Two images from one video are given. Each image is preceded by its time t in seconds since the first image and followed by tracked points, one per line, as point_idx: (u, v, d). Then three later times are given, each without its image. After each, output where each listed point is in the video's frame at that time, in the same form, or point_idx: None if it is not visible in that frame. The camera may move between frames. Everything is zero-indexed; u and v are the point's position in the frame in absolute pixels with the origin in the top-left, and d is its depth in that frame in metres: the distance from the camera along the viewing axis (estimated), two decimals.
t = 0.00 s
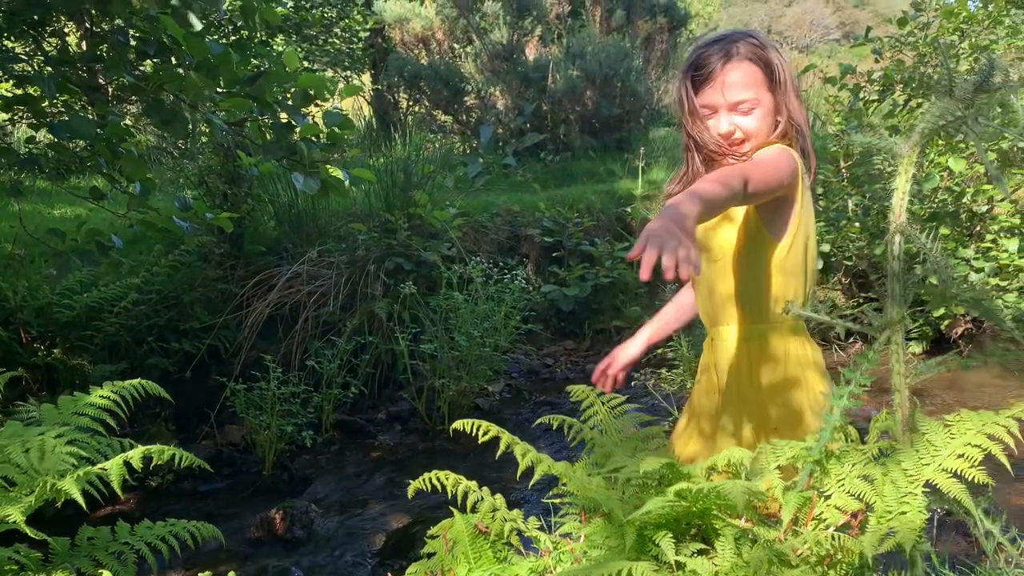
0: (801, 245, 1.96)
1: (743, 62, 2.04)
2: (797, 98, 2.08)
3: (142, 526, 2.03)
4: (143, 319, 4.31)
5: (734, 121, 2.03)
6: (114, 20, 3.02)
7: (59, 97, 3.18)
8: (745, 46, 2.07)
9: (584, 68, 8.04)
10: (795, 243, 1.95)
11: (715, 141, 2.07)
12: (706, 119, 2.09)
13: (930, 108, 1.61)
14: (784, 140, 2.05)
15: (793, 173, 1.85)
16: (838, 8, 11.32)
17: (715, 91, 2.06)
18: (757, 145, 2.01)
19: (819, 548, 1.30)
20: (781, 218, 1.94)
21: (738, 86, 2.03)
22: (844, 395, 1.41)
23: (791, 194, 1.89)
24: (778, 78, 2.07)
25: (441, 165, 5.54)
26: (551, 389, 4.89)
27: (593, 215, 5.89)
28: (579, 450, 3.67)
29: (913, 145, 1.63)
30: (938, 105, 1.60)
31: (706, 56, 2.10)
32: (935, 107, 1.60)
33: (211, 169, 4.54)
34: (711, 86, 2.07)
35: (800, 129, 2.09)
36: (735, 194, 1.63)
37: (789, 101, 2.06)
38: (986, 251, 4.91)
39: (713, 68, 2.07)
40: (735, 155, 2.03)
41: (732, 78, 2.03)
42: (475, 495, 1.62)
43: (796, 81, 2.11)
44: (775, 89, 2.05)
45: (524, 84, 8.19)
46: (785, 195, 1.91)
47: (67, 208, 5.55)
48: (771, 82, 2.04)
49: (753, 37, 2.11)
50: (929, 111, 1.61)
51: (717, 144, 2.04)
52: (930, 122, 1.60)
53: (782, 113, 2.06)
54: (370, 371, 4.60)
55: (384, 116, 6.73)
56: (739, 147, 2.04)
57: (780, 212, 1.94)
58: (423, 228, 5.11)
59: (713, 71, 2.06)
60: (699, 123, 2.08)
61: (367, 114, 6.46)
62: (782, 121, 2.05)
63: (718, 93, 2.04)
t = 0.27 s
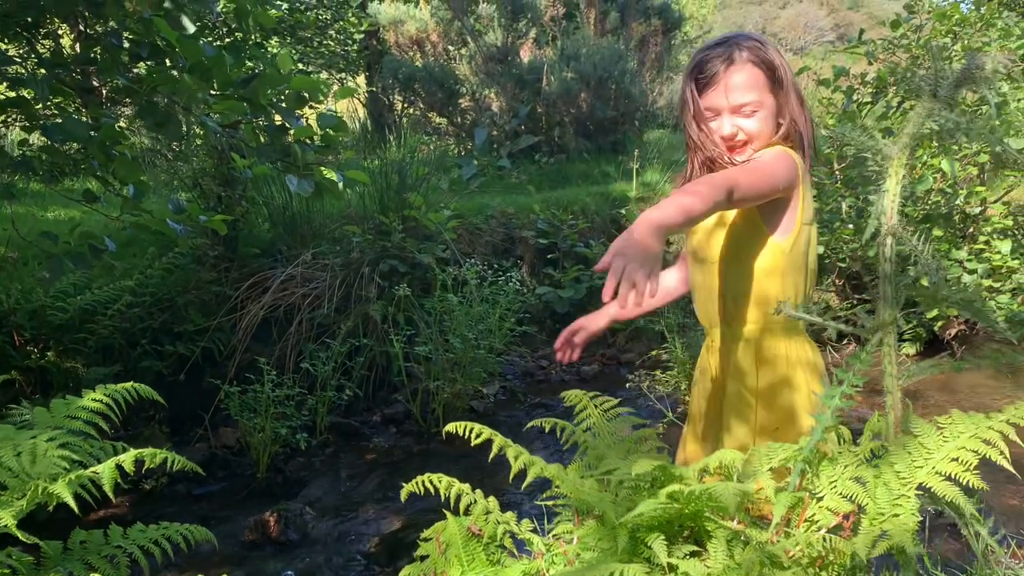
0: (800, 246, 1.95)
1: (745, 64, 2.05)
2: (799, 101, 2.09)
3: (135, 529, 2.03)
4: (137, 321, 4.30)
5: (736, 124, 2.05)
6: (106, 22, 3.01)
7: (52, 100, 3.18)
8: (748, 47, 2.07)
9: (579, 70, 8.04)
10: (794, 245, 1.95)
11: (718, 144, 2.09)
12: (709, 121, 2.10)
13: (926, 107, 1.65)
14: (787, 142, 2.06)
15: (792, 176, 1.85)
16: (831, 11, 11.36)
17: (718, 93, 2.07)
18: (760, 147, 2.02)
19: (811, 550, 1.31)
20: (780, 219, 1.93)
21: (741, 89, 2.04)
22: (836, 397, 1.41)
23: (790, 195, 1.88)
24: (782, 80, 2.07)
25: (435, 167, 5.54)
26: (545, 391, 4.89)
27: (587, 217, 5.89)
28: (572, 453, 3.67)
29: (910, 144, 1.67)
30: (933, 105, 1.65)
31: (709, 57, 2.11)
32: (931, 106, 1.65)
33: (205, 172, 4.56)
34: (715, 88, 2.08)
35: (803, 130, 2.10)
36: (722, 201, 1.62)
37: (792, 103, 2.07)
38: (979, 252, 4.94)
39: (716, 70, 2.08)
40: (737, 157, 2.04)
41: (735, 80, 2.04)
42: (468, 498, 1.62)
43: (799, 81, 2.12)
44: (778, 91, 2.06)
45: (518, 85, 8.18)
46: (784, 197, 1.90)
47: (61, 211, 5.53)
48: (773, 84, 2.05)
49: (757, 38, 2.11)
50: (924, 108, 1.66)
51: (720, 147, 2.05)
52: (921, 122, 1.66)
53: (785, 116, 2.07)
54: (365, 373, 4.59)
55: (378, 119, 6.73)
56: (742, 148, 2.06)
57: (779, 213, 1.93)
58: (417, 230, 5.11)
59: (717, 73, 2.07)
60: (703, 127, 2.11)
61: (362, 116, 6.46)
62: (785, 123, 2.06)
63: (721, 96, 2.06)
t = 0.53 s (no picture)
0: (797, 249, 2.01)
1: (746, 67, 2.07)
2: (798, 104, 2.12)
3: (128, 533, 2.02)
4: (131, 324, 4.29)
5: (736, 127, 2.07)
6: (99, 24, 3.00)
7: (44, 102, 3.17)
8: (748, 50, 2.10)
9: (573, 72, 8.04)
10: (791, 246, 2.00)
11: (719, 146, 2.12)
12: (710, 123, 2.13)
13: (909, 105, 1.69)
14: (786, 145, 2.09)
15: (787, 179, 1.90)
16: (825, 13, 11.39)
17: (719, 97, 2.10)
18: (759, 148, 2.04)
19: (802, 551, 1.30)
20: (777, 222, 1.99)
21: (741, 92, 2.07)
22: (828, 399, 1.42)
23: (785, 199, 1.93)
24: (781, 84, 2.10)
25: (430, 169, 5.54)
26: (540, 393, 4.89)
27: (581, 219, 5.89)
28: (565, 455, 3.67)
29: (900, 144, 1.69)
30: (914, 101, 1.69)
31: (710, 61, 2.14)
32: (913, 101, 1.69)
33: (199, 173, 4.55)
34: (716, 91, 2.11)
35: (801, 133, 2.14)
36: (705, 209, 1.71)
37: (791, 106, 2.10)
38: (972, 254, 4.95)
39: (717, 73, 2.11)
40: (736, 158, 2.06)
41: (735, 83, 2.07)
42: (461, 500, 1.61)
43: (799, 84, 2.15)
44: (777, 94, 2.09)
45: (512, 88, 8.18)
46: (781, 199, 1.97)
47: (54, 213, 5.52)
48: (773, 87, 2.08)
49: (757, 41, 2.14)
50: (906, 104, 1.70)
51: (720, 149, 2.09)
52: (908, 122, 1.69)
53: (784, 118, 2.09)
54: (359, 376, 4.59)
55: (372, 121, 6.72)
56: (742, 150, 2.09)
57: (776, 215, 2.00)
58: (411, 232, 5.10)
59: (717, 77, 2.10)
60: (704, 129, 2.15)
61: (356, 118, 6.46)
62: (784, 126, 2.09)
63: (722, 100, 2.09)
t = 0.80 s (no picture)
0: (791, 250, 2.02)
1: (744, 72, 2.08)
2: (794, 108, 2.13)
3: (119, 536, 2.02)
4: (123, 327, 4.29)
5: (735, 129, 2.07)
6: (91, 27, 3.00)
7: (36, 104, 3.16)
8: (745, 55, 2.11)
9: (566, 75, 8.03)
10: (786, 248, 2.02)
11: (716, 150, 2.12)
12: (708, 126, 2.13)
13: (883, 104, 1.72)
14: (784, 148, 2.09)
15: (779, 184, 1.92)
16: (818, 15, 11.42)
17: (716, 100, 2.10)
18: (759, 151, 2.04)
19: (792, 553, 1.30)
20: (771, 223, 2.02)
21: (738, 96, 2.07)
22: (819, 401, 1.43)
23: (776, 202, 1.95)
24: (778, 88, 2.11)
25: (423, 171, 5.54)
26: (534, 395, 4.89)
27: (575, 221, 5.90)
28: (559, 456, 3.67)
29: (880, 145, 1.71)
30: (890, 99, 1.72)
31: (707, 66, 2.15)
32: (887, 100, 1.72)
33: (191, 176, 4.53)
34: (713, 94, 2.11)
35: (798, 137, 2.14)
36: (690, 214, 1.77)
37: (787, 110, 2.11)
38: (963, 255, 4.97)
39: (714, 77, 2.12)
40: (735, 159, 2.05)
41: (733, 87, 2.08)
42: (452, 503, 1.61)
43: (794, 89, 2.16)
44: (774, 98, 2.10)
45: (506, 90, 8.18)
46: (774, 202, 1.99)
47: (47, 216, 5.51)
48: (769, 91, 2.09)
49: (754, 45, 2.15)
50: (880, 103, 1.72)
51: (719, 152, 2.08)
52: (885, 122, 1.71)
53: (781, 121, 2.10)
54: (353, 378, 4.58)
55: (366, 123, 6.72)
56: (740, 153, 2.08)
57: (770, 217, 2.02)
58: (405, 234, 5.10)
59: (715, 80, 2.11)
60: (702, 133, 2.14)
61: (349, 121, 6.45)
62: (781, 130, 2.10)
63: (720, 103, 2.09)
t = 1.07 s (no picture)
0: (784, 252, 2.05)
1: (740, 76, 2.10)
2: (790, 111, 2.14)
3: (109, 540, 2.02)
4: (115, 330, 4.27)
5: (731, 133, 2.08)
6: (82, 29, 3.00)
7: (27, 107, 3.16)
8: (742, 58, 2.12)
9: (559, 77, 8.02)
10: (779, 252, 2.04)
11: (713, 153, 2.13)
12: (703, 131, 2.14)
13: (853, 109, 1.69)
14: (779, 151, 2.10)
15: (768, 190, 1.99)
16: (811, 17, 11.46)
17: (713, 105, 2.12)
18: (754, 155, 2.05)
19: (782, 554, 1.30)
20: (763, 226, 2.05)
21: (734, 100, 2.09)
22: (809, 404, 1.44)
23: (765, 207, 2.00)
24: (774, 92, 2.12)
25: (416, 173, 5.54)
26: (527, 397, 4.89)
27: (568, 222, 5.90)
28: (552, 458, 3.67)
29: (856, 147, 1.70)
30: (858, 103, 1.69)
31: (704, 71, 2.17)
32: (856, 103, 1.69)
33: (184, 178, 4.51)
34: (710, 99, 2.13)
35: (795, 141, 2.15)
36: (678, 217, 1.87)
37: (784, 113, 2.11)
38: (955, 257, 4.99)
39: (710, 81, 2.13)
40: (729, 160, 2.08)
41: (729, 91, 2.09)
42: (444, 506, 1.62)
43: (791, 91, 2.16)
44: (770, 101, 2.10)
45: (499, 92, 8.16)
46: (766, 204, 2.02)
47: (39, 219, 5.50)
48: (766, 94, 2.10)
49: (750, 48, 2.16)
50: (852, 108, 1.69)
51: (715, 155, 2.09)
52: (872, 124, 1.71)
53: (778, 125, 2.11)
54: (346, 381, 4.57)
55: (359, 125, 6.73)
56: (736, 156, 2.09)
57: (763, 220, 2.05)
58: (398, 236, 5.10)
59: (711, 84, 2.12)
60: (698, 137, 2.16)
61: (342, 123, 6.45)
62: (778, 134, 2.11)
63: (716, 107, 2.11)
